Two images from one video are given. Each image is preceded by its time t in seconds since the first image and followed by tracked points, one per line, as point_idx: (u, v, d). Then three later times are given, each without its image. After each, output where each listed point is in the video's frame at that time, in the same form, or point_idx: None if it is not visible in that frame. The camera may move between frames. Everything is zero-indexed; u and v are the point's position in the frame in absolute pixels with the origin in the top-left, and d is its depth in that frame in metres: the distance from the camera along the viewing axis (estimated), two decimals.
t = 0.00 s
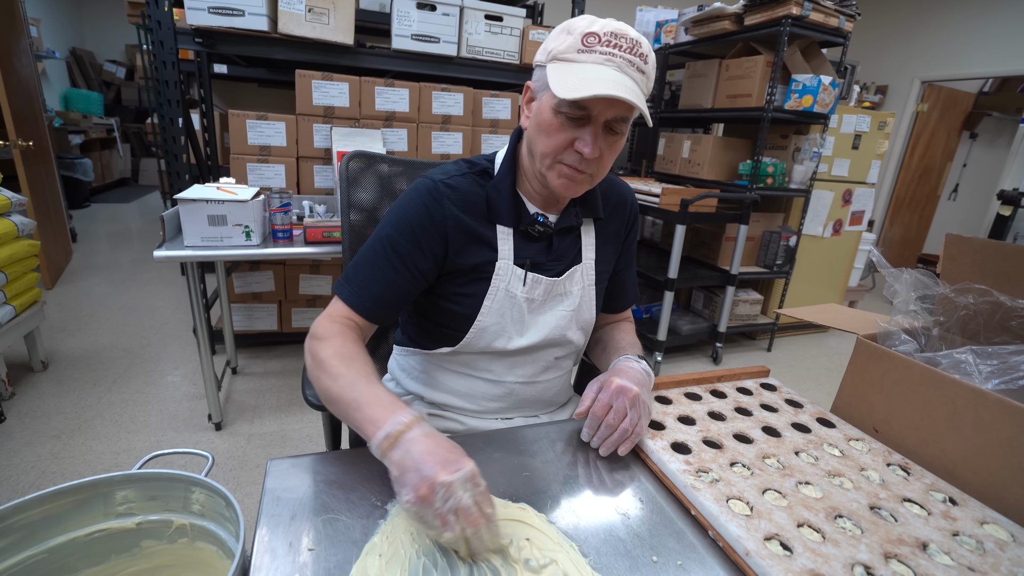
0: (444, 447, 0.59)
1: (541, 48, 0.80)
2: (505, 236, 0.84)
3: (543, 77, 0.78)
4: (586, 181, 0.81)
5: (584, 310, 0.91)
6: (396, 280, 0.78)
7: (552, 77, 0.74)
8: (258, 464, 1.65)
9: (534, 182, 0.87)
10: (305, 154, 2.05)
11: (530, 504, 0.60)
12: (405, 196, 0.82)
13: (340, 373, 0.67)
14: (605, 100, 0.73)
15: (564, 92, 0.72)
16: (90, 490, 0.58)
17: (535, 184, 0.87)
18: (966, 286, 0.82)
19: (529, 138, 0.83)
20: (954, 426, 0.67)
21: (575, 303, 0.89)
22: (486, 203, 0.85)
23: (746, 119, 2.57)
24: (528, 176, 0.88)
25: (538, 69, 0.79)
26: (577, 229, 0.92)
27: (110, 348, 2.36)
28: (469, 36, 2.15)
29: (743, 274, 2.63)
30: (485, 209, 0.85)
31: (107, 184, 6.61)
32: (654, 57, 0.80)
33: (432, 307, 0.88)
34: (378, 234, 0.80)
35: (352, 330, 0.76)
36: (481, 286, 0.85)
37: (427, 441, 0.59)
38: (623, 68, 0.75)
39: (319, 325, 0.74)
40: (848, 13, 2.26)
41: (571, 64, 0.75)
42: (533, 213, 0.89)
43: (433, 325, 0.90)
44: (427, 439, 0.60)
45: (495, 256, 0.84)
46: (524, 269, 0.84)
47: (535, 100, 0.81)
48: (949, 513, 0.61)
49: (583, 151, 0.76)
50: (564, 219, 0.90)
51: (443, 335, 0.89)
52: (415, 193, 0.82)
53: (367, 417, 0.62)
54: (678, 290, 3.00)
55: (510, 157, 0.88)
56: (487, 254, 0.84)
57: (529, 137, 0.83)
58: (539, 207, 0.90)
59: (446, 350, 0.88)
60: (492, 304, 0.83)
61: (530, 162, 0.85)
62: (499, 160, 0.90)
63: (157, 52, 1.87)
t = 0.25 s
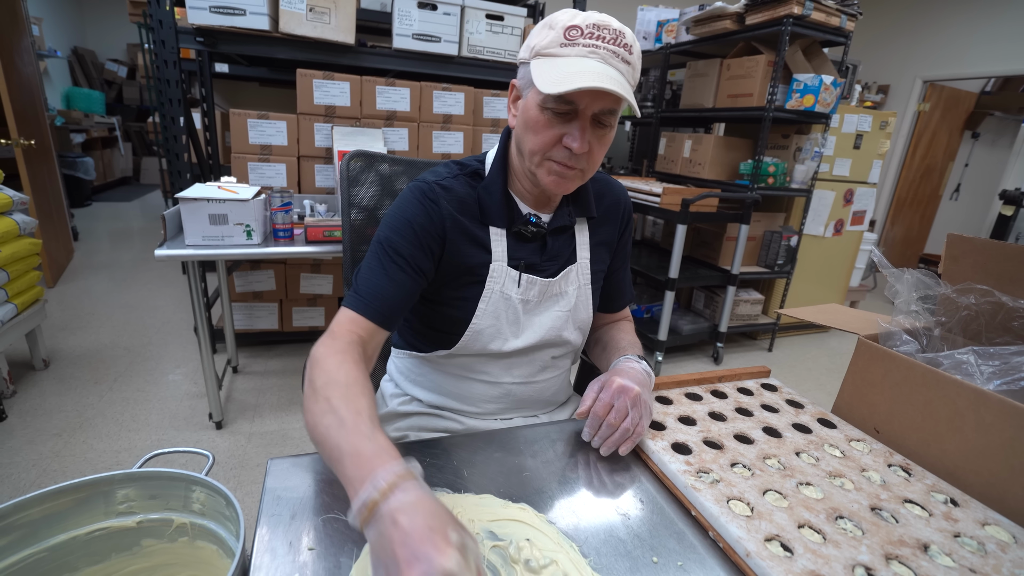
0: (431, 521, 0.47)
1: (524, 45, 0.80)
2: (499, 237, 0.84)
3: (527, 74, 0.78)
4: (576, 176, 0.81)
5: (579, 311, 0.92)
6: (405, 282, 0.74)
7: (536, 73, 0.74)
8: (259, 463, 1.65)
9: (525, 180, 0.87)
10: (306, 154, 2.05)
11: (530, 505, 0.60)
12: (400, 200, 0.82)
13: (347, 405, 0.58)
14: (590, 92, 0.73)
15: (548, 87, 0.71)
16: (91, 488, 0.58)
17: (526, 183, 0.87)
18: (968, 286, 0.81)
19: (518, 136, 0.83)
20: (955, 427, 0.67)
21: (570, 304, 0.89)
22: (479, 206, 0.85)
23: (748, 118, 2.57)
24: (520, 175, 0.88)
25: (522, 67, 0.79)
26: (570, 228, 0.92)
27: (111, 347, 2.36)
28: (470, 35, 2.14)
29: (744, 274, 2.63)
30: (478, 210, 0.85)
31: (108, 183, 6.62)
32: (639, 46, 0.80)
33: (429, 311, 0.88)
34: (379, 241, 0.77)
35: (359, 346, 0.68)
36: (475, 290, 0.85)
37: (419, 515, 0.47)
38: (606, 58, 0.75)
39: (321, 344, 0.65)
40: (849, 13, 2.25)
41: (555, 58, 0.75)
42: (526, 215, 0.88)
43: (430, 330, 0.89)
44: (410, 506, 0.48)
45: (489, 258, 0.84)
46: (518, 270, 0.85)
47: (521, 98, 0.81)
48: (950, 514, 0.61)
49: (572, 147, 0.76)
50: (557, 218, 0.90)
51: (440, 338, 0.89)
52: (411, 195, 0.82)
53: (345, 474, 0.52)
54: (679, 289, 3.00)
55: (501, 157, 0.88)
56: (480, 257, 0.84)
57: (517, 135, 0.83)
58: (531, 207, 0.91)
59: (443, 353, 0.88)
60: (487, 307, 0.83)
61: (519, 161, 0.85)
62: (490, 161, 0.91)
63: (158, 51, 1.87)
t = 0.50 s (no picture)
0: None
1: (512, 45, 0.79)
2: (496, 238, 0.84)
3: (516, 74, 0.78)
4: (570, 177, 0.81)
5: (579, 313, 0.92)
6: (410, 284, 0.73)
7: (525, 73, 0.74)
8: (259, 463, 1.65)
9: (520, 182, 0.87)
10: (307, 153, 2.05)
11: (530, 505, 0.60)
12: (401, 197, 0.80)
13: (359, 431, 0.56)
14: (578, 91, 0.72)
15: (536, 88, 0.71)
16: (92, 487, 0.58)
17: (521, 184, 0.87)
18: (969, 287, 0.81)
19: (510, 138, 0.83)
20: (956, 428, 0.67)
21: (570, 306, 0.89)
22: (477, 206, 0.84)
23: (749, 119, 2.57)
24: (514, 176, 0.88)
25: (512, 67, 0.79)
26: (568, 230, 0.91)
27: (112, 346, 2.36)
28: (471, 35, 2.14)
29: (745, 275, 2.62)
30: (476, 210, 0.84)
31: (110, 182, 6.63)
32: (629, 40, 0.79)
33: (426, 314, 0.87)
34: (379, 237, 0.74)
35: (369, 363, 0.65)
36: (476, 295, 0.83)
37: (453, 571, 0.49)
38: (594, 54, 0.74)
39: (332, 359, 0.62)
40: (851, 14, 2.25)
41: (543, 56, 0.74)
42: (524, 216, 0.87)
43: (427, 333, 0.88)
44: (452, 560, 0.49)
45: (489, 260, 0.83)
46: (518, 271, 0.84)
47: (512, 99, 0.81)
48: (951, 515, 0.61)
49: (563, 147, 0.76)
50: (555, 219, 0.89)
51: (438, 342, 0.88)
52: (412, 190, 0.81)
53: (380, 512, 0.51)
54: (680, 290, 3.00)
55: (497, 157, 0.88)
56: (481, 259, 0.83)
57: (510, 137, 0.83)
58: (528, 208, 0.91)
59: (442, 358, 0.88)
60: (486, 310, 0.83)
61: (513, 162, 0.85)
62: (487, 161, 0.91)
63: (161, 50, 1.88)
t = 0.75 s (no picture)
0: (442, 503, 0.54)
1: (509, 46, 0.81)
2: (491, 237, 0.84)
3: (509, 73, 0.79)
4: (563, 177, 0.81)
5: (577, 314, 0.91)
6: (386, 281, 0.77)
7: (516, 72, 0.75)
8: (258, 463, 1.65)
9: (517, 181, 0.88)
10: (307, 154, 2.05)
11: (529, 505, 0.61)
12: (393, 191, 0.82)
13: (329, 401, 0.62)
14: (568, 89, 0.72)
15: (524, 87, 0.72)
16: (90, 488, 0.58)
17: (517, 184, 0.88)
18: (968, 287, 0.81)
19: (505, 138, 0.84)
20: (954, 428, 0.67)
21: (568, 308, 0.89)
22: (471, 204, 0.85)
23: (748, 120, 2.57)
24: (512, 176, 0.88)
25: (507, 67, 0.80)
26: (565, 233, 0.91)
27: (111, 346, 2.36)
28: (470, 36, 2.15)
29: (744, 276, 2.63)
30: (469, 208, 0.85)
31: (109, 182, 6.63)
32: (625, 38, 0.78)
33: (423, 310, 0.88)
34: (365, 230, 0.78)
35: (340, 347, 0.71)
36: (469, 292, 0.84)
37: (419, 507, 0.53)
38: (585, 52, 0.74)
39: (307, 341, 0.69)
40: (849, 15, 2.25)
41: (534, 55, 0.75)
42: (519, 215, 0.88)
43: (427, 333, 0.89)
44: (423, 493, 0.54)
45: (483, 258, 0.84)
46: (512, 270, 0.84)
47: (508, 98, 0.82)
48: (948, 515, 0.61)
49: (554, 146, 0.77)
50: (552, 221, 0.89)
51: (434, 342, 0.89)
52: (401, 190, 0.82)
53: (359, 461, 0.56)
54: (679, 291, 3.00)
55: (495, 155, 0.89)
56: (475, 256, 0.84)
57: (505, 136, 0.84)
58: (525, 208, 0.91)
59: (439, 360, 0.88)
60: (480, 309, 0.83)
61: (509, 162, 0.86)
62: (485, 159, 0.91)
63: (160, 51, 1.88)
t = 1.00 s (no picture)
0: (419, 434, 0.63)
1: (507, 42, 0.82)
2: (489, 232, 0.84)
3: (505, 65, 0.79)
4: (559, 163, 0.80)
5: (576, 313, 0.91)
6: (369, 267, 0.80)
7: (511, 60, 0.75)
8: (257, 464, 1.64)
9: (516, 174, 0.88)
10: (306, 155, 2.05)
11: (527, 505, 0.61)
12: (389, 184, 0.84)
13: (309, 360, 0.70)
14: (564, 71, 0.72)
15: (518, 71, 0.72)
16: (89, 489, 0.58)
17: (516, 176, 0.88)
18: (965, 288, 0.82)
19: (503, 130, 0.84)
20: (952, 429, 0.68)
21: (566, 307, 0.88)
22: (468, 200, 0.85)
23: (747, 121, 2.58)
24: (511, 169, 0.88)
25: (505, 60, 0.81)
26: (563, 230, 0.90)
27: (110, 347, 2.36)
28: (469, 37, 2.15)
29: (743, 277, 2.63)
30: (467, 204, 0.85)
31: (108, 183, 6.62)
32: (619, 30, 0.78)
33: (421, 305, 0.89)
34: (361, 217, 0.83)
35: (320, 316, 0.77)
36: (465, 287, 0.84)
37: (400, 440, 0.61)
38: (579, 38, 0.73)
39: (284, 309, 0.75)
40: (847, 17, 2.26)
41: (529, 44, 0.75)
42: (516, 211, 0.88)
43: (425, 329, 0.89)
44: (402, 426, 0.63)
45: (480, 253, 0.84)
46: (510, 265, 0.84)
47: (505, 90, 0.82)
48: (946, 515, 0.61)
49: (550, 131, 0.76)
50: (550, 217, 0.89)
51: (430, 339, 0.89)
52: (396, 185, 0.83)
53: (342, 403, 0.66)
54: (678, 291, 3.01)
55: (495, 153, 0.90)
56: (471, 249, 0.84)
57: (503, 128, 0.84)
58: (523, 203, 0.91)
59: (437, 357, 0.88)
60: (478, 303, 0.83)
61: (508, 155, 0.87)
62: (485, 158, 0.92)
63: (159, 51, 1.88)
